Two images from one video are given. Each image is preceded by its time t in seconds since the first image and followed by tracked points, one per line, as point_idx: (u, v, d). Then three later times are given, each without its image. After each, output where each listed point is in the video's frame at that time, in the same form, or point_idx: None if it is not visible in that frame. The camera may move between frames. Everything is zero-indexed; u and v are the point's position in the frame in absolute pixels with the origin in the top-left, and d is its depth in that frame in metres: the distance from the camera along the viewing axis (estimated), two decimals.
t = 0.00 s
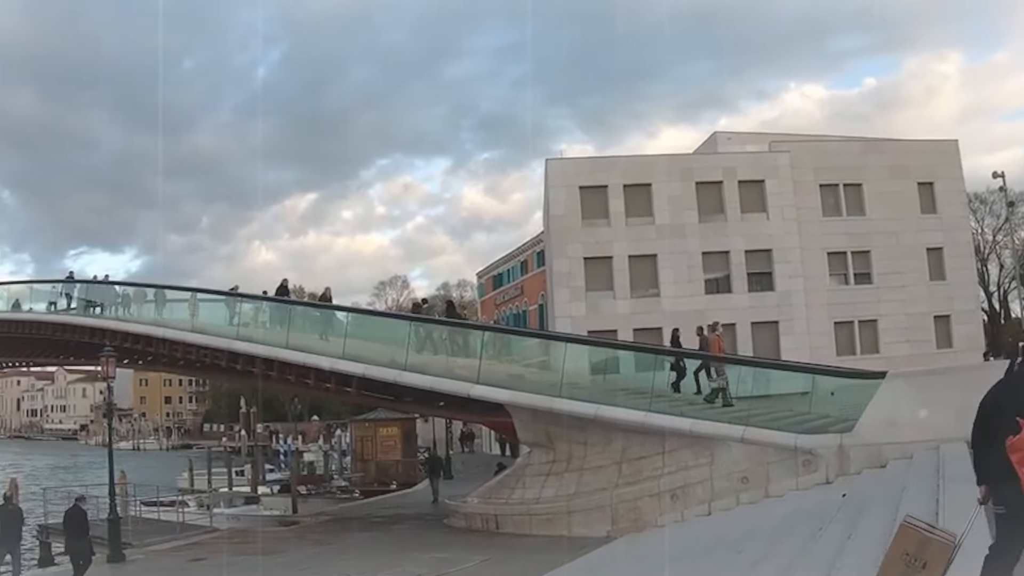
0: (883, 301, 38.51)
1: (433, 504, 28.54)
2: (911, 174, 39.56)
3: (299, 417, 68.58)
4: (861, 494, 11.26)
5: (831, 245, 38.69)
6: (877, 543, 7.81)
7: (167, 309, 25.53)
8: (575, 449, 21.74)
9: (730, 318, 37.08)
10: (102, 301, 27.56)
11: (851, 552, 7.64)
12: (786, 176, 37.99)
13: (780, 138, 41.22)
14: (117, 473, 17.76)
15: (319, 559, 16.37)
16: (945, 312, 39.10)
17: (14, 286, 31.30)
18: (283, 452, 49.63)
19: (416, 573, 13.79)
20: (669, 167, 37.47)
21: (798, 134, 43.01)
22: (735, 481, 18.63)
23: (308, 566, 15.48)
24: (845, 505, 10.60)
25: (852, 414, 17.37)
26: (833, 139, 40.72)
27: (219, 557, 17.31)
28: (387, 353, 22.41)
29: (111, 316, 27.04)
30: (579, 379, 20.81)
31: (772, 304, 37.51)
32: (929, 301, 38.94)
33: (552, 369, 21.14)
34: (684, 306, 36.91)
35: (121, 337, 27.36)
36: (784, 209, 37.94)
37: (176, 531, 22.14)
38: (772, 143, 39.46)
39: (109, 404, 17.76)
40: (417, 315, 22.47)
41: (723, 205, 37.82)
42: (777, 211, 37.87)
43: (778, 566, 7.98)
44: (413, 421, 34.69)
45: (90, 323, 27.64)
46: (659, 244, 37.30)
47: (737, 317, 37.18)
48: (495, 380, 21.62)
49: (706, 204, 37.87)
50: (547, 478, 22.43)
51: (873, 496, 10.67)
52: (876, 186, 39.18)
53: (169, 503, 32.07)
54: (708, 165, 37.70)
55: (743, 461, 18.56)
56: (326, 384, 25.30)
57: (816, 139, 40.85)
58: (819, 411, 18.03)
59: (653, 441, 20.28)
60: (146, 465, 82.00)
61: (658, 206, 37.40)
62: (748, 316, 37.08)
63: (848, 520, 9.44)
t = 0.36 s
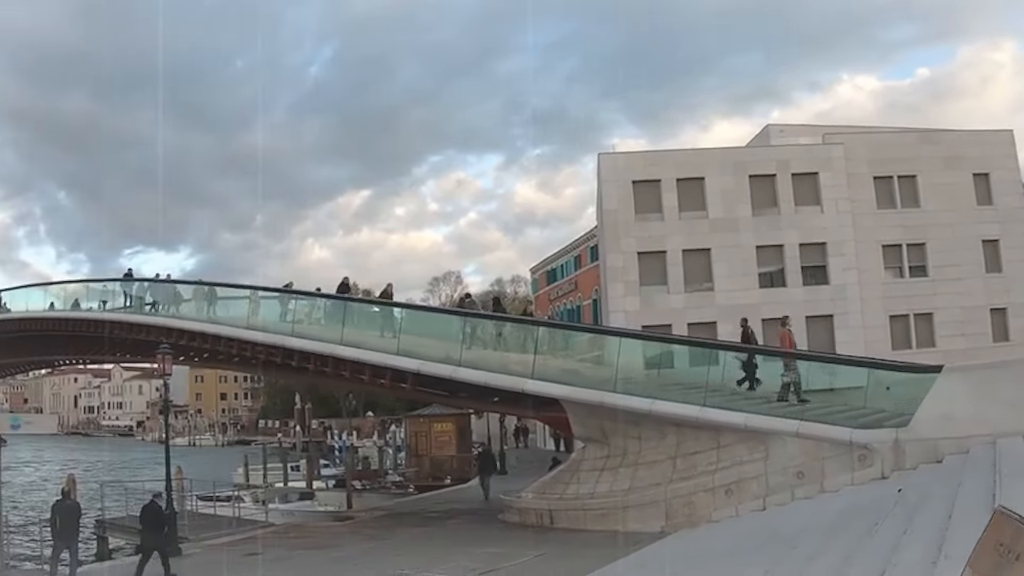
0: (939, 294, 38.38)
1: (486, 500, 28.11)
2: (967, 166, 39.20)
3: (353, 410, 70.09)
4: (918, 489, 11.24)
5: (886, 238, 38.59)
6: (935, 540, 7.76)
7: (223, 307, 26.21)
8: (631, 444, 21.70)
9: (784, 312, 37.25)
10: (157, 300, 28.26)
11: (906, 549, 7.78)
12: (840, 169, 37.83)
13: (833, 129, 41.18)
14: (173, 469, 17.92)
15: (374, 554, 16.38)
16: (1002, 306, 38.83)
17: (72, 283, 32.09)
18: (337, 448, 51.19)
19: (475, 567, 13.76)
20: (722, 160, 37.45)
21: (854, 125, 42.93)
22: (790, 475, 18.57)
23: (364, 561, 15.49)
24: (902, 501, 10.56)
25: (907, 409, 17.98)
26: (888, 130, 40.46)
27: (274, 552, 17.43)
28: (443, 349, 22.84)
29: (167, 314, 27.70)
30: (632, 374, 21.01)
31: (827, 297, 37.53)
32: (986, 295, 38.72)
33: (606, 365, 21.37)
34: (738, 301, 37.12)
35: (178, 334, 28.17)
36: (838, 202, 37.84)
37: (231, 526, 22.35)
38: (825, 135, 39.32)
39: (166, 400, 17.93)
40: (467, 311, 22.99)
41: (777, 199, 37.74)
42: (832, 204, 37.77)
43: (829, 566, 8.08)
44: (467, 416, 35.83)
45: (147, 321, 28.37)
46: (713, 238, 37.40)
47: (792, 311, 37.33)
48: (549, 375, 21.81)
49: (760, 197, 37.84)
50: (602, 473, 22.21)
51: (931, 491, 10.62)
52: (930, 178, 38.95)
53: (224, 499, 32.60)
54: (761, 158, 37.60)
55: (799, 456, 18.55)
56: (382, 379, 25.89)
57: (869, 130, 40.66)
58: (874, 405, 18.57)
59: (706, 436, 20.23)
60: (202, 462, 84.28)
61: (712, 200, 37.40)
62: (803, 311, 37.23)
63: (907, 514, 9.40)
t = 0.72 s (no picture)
0: (996, 283, 38.19)
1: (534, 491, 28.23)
2: None
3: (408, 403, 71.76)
4: (974, 481, 11.21)
5: (942, 226, 38.45)
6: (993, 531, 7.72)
7: (280, 300, 26.96)
8: (684, 435, 22.04)
9: (839, 302, 37.34)
10: (215, 294, 29.26)
11: (963, 538, 7.78)
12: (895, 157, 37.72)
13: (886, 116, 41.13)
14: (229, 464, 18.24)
15: (426, 545, 16.51)
16: None
17: (135, 280, 34.05)
18: (394, 438, 52.43)
19: (528, 558, 13.81)
20: (774, 148, 37.50)
21: (910, 112, 42.74)
22: (845, 467, 18.68)
23: (419, 550, 15.73)
24: (960, 493, 10.51)
25: (962, 400, 17.66)
26: (944, 116, 40.22)
27: (327, 542, 17.56)
28: (496, 341, 23.06)
29: (227, 308, 28.70)
30: (687, 364, 21.13)
31: (883, 286, 37.49)
32: None
33: (660, 355, 21.45)
34: (793, 291, 37.18)
35: (235, 327, 29.02)
36: (893, 189, 37.72)
37: (288, 517, 22.51)
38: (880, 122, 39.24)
39: (221, 392, 18.25)
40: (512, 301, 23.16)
41: (832, 187, 37.74)
42: (888, 191, 37.67)
43: (876, 566, 7.97)
44: (522, 408, 36.99)
45: (206, 314, 29.39)
46: (768, 227, 37.43)
47: (848, 301, 37.34)
48: (602, 365, 21.95)
49: (814, 185, 37.91)
50: (655, 464, 22.61)
51: (991, 482, 10.54)
52: (986, 165, 38.71)
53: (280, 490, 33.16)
54: (814, 146, 37.69)
55: (853, 447, 18.63)
56: (436, 370, 26.24)
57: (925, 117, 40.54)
58: (929, 394, 18.36)
59: (760, 427, 20.48)
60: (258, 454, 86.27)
61: (766, 188, 37.48)
62: (858, 301, 37.29)
63: (965, 507, 9.35)
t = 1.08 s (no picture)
0: None
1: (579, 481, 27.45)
2: None
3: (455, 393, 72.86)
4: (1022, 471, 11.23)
5: (991, 211, 38.38)
6: None
7: (327, 290, 27.30)
8: (732, 423, 21.75)
9: (887, 288, 37.57)
10: (264, 285, 29.62)
11: (1014, 527, 7.83)
12: (943, 141, 37.70)
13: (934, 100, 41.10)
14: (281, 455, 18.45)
15: (479, 533, 16.69)
16: None
17: (184, 272, 34.12)
18: (441, 428, 52.93)
19: (575, 545, 13.87)
20: (820, 133, 37.85)
21: (960, 96, 42.65)
22: (893, 455, 18.60)
23: (466, 539, 15.66)
24: (1008, 483, 10.52)
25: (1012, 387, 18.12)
26: (994, 99, 40.07)
27: (376, 531, 17.69)
28: (542, 330, 23.19)
29: (273, 298, 29.00)
30: (735, 352, 21.18)
31: (931, 273, 37.61)
32: None
33: (708, 343, 21.53)
34: (840, 278, 37.54)
35: (282, 318, 29.45)
36: (941, 174, 37.70)
37: (333, 505, 22.82)
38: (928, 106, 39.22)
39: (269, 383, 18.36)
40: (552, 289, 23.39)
41: (879, 173, 37.88)
42: (936, 177, 37.68)
43: (921, 555, 7.95)
44: (569, 396, 36.86)
45: (252, 304, 29.82)
46: (815, 213, 37.92)
47: (896, 287, 37.54)
48: (649, 353, 22.02)
49: (861, 171, 38.10)
50: (703, 452, 22.17)
51: None
52: None
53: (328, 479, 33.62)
54: (860, 131, 37.87)
55: (901, 435, 18.62)
56: (483, 360, 26.46)
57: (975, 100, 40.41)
58: (978, 381, 18.76)
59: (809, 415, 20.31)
60: (307, 445, 87.90)
61: (813, 174, 37.90)
62: (906, 287, 37.47)
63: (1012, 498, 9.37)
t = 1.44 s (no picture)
0: None
1: (631, 469, 27.77)
2: None
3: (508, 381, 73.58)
4: None
5: None
6: None
7: (380, 281, 27.73)
8: (786, 412, 21.71)
9: (941, 276, 37.44)
10: (318, 277, 30.20)
11: None
12: (997, 127, 37.46)
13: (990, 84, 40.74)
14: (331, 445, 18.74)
15: (532, 521, 16.91)
16: None
17: (239, 265, 34.72)
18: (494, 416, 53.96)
19: (628, 535, 13.97)
20: (871, 120, 37.76)
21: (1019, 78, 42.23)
22: (948, 444, 18.39)
23: (520, 527, 15.92)
24: None
25: None
26: None
27: (429, 521, 17.85)
28: (595, 319, 23.38)
29: (326, 289, 29.54)
30: (789, 340, 21.11)
31: (985, 260, 37.45)
32: None
33: (760, 331, 21.52)
34: (892, 266, 37.53)
35: (334, 309, 29.94)
36: (995, 159, 37.50)
37: (389, 494, 23.22)
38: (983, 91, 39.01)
39: (323, 373, 18.62)
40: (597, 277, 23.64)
41: (932, 160, 37.74)
42: (990, 162, 37.49)
43: (978, 547, 8.02)
44: (623, 386, 37.28)
45: (304, 295, 30.42)
46: (867, 200, 37.83)
47: (950, 275, 37.40)
48: (700, 341, 22.04)
49: (914, 157, 37.95)
50: (757, 441, 22.19)
51: None
52: None
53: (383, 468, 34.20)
54: (913, 117, 37.70)
55: (956, 424, 18.42)
56: (535, 351, 26.62)
57: None
58: None
59: (864, 404, 20.14)
60: (360, 434, 89.18)
61: (865, 160, 37.83)
62: (960, 275, 37.32)
63: None
